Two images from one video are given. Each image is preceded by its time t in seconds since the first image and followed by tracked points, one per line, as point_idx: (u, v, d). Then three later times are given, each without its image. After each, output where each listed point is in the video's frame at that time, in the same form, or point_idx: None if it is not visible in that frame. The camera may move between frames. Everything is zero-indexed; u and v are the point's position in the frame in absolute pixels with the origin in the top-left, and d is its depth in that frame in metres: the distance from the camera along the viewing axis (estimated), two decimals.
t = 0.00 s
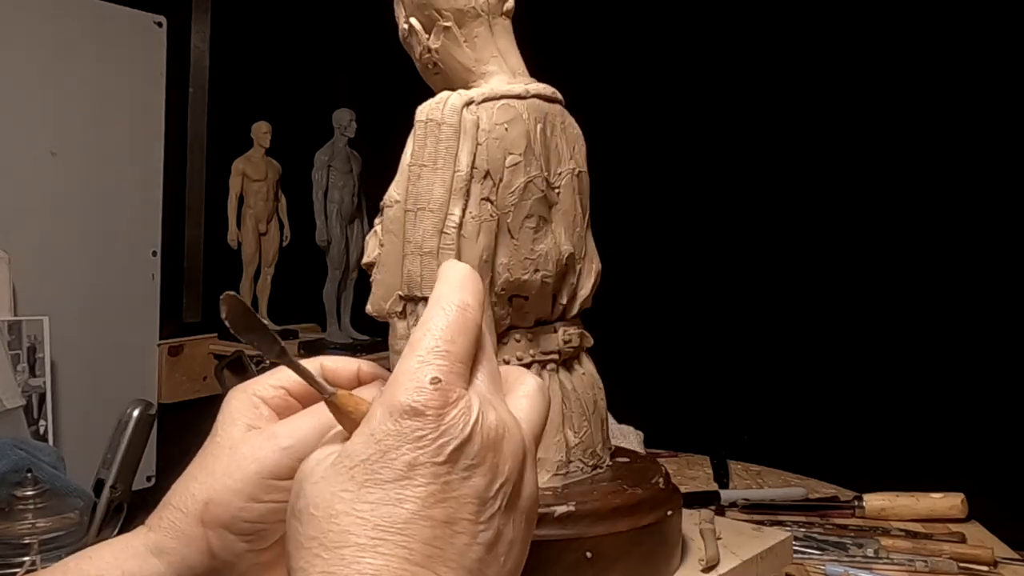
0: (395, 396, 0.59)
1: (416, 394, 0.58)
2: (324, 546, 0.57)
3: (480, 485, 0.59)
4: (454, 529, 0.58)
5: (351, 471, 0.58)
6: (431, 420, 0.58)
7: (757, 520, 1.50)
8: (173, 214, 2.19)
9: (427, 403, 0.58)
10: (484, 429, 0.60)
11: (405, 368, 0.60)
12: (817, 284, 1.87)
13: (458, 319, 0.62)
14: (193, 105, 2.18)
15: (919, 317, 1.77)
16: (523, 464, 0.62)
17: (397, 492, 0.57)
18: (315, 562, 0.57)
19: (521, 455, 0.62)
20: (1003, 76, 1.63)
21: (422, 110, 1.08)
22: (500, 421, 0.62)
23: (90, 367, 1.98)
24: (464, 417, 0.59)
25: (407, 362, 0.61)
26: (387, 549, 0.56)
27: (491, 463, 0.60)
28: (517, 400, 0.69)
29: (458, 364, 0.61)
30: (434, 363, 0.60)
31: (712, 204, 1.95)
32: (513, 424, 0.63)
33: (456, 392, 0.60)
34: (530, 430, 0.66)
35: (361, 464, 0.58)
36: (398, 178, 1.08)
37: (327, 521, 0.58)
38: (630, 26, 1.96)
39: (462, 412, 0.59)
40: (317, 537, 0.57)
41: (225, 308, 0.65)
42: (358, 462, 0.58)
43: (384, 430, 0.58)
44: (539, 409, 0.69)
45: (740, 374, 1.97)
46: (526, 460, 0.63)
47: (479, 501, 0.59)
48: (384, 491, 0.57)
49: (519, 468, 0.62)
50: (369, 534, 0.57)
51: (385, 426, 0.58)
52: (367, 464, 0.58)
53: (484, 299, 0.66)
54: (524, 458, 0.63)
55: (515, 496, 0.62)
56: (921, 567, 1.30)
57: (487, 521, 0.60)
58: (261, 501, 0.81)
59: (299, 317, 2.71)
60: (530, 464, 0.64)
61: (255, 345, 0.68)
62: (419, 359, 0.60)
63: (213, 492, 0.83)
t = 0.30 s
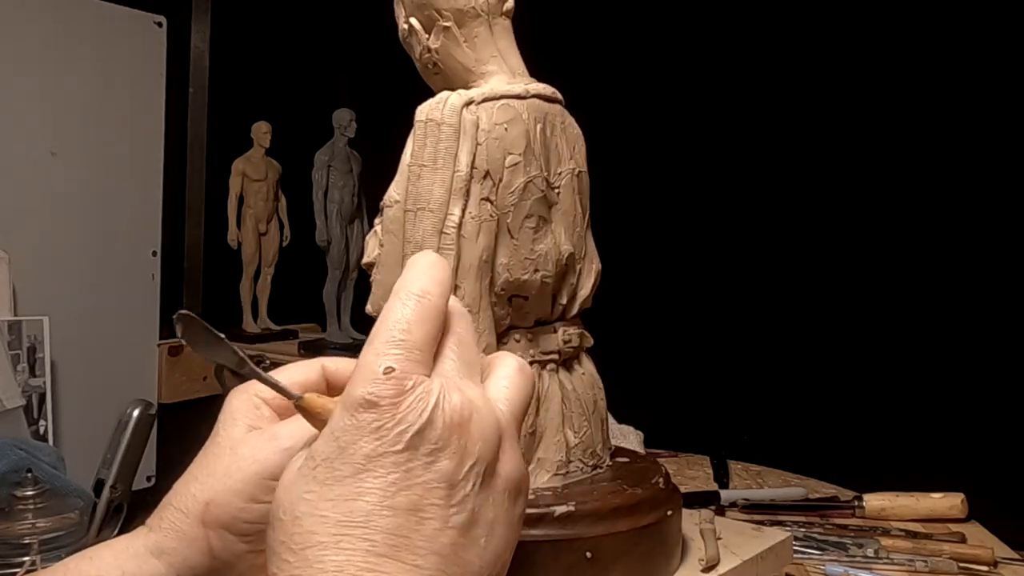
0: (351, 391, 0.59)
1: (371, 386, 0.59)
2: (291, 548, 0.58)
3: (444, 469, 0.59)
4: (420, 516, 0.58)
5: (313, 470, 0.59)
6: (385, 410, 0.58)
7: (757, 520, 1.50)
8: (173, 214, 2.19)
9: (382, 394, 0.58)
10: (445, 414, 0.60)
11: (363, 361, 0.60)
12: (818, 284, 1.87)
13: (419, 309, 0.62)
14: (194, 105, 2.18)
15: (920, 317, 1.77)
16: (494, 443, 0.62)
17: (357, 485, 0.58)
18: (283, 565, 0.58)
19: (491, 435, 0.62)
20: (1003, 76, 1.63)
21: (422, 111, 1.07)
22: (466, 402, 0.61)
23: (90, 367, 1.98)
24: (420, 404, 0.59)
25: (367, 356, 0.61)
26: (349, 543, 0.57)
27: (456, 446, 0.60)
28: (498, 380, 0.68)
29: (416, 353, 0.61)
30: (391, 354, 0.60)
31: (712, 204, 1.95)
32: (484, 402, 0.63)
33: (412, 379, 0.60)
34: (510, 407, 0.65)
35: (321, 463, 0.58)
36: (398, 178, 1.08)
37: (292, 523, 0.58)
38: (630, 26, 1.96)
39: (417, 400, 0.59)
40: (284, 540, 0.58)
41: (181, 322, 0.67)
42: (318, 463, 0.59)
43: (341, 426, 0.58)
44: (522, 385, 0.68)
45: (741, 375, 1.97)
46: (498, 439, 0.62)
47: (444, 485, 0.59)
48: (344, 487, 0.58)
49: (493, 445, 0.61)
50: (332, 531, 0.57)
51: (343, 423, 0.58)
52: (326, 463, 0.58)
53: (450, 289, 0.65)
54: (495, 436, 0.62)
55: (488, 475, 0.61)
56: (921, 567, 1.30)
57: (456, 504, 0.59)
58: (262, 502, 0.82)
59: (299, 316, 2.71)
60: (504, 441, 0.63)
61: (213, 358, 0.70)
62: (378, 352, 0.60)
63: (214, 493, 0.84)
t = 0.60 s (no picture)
0: (332, 399, 0.59)
1: (351, 394, 0.59)
2: (277, 559, 0.58)
3: (428, 473, 0.59)
4: (405, 520, 0.58)
5: (298, 481, 0.59)
6: (365, 417, 0.58)
7: (757, 520, 1.50)
8: (173, 214, 2.19)
9: (362, 401, 0.59)
10: (428, 418, 0.60)
11: (344, 368, 0.60)
12: (818, 284, 1.87)
13: (401, 311, 0.62)
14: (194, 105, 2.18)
15: (920, 317, 1.77)
16: (481, 445, 0.62)
17: (340, 494, 0.58)
18: None
19: (478, 437, 0.61)
20: (1003, 76, 1.63)
21: (422, 110, 1.07)
22: (451, 404, 0.61)
23: (90, 367, 1.98)
24: (401, 410, 0.59)
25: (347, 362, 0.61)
26: (333, 552, 0.57)
27: (441, 449, 0.60)
28: (488, 376, 0.67)
29: (398, 355, 0.61)
30: (372, 358, 0.60)
31: (713, 204, 1.94)
32: (470, 402, 0.63)
33: (393, 384, 0.60)
34: (499, 406, 0.65)
35: (304, 474, 0.59)
36: (398, 178, 1.08)
37: (278, 535, 0.59)
38: (630, 26, 1.96)
39: (398, 405, 0.59)
40: (270, 551, 0.59)
41: (162, 340, 0.70)
42: (302, 473, 0.59)
43: (325, 435, 0.59)
44: (513, 380, 0.68)
45: (741, 374, 1.97)
46: (486, 440, 0.62)
47: (429, 489, 0.59)
48: (327, 496, 0.58)
49: (480, 446, 0.61)
50: (315, 541, 0.57)
51: (325, 431, 0.59)
52: (309, 473, 0.59)
53: (434, 286, 0.65)
54: (483, 437, 0.62)
55: (476, 477, 0.61)
56: (921, 567, 1.30)
57: (442, 507, 0.59)
58: (261, 505, 0.82)
59: (299, 316, 2.71)
60: (493, 442, 0.63)
61: (202, 372, 0.71)
62: (358, 358, 0.60)
63: (212, 494, 0.83)
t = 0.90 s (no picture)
0: (332, 401, 0.59)
1: (351, 396, 0.59)
2: (276, 558, 0.58)
3: (427, 474, 0.59)
4: (403, 521, 0.58)
5: (297, 480, 0.59)
6: (364, 419, 0.58)
7: (757, 520, 1.50)
8: (173, 214, 2.19)
9: (363, 403, 0.59)
10: (428, 419, 0.60)
11: (345, 371, 0.60)
12: (818, 284, 1.87)
13: (404, 314, 0.62)
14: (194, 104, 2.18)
15: (920, 317, 1.77)
16: (480, 446, 0.62)
17: (339, 494, 0.58)
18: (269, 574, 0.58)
19: (477, 438, 0.61)
20: (1002, 76, 1.63)
21: (422, 110, 1.07)
22: (450, 406, 0.61)
23: (90, 367, 1.98)
24: (401, 412, 0.59)
25: (348, 365, 0.61)
26: (330, 551, 0.57)
27: (440, 451, 0.60)
28: (487, 380, 0.67)
29: (399, 358, 0.61)
30: (373, 360, 0.60)
31: (713, 204, 1.95)
32: (469, 405, 0.63)
33: (393, 385, 0.60)
34: (497, 409, 0.65)
35: (303, 474, 0.59)
36: (398, 178, 1.08)
37: (276, 534, 0.59)
38: (629, 26, 1.96)
39: (398, 406, 0.59)
40: (269, 550, 0.59)
41: (166, 341, 0.69)
42: (301, 473, 0.59)
43: (324, 435, 0.59)
44: (512, 383, 0.68)
45: (741, 374, 1.97)
46: (484, 441, 0.62)
47: (428, 490, 0.59)
48: (325, 496, 0.58)
49: (478, 448, 0.61)
50: (313, 540, 0.58)
51: (325, 432, 0.59)
52: (308, 473, 0.59)
53: (439, 290, 0.64)
54: (482, 439, 0.62)
55: (474, 478, 0.61)
56: (921, 567, 1.30)
57: (440, 507, 0.59)
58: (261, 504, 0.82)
59: (299, 316, 2.71)
60: (491, 443, 0.63)
61: (202, 372, 0.71)
62: (359, 361, 0.60)
63: (212, 494, 0.84)
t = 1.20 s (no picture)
0: (330, 380, 0.60)
1: (348, 374, 0.59)
2: (274, 533, 0.58)
3: (425, 449, 0.59)
4: (401, 495, 0.58)
5: (295, 457, 0.59)
6: (361, 396, 0.59)
7: (757, 520, 1.50)
8: (172, 214, 2.19)
9: (359, 381, 0.59)
10: (425, 395, 0.60)
11: (342, 350, 0.61)
12: (818, 283, 1.87)
13: (401, 293, 0.62)
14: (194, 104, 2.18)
15: (920, 317, 1.77)
16: (478, 422, 0.62)
17: (337, 468, 0.58)
18: (267, 550, 0.58)
19: (475, 414, 0.61)
20: (1003, 76, 1.63)
21: (421, 111, 1.07)
22: (447, 383, 0.61)
23: (90, 367, 1.99)
24: (398, 388, 0.59)
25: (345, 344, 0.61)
26: (328, 525, 0.57)
27: (438, 426, 0.60)
28: (486, 359, 0.67)
29: (396, 336, 0.61)
30: (370, 339, 0.61)
31: (713, 204, 1.95)
32: (467, 384, 0.63)
33: (390, 363, 0.60)
34: (495, 388, 0.65)
35: (302, 450, 0.59)
36: (397, 178, 1.08)
37: (275, 510, 0.59)
38: (629, 25, 1.96)
39: (395, 382, 0.59)
40: (268, 527, 0.59)
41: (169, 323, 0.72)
42: (300, 450, 0.59)
43: (322, 413, 0.59)
44: (511, 365, 0.68)
45: (741, 374, 1.97)
46: (482, 418, 0.62)
47: (426, 464, 0.59)
48: (324, 471, 0.58)
49: (476, 424, 0.61)
50: (311, 514, 0.57)
51: (322, 410, 0.59)
52: (307, 450, 0.59)
53: (436, 270, 0.64)
54: (479, 416, 0.62)
55: (472, 453, 0.61)
56: (921, 567, 1.30)
57: (438, 482, 0.59)
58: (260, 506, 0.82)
59: (299, 316, 2.71)
60: (490, 420, 0.63)
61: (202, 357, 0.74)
62: (356, 341, 0.61)
63: (211, 496, 0.83)
